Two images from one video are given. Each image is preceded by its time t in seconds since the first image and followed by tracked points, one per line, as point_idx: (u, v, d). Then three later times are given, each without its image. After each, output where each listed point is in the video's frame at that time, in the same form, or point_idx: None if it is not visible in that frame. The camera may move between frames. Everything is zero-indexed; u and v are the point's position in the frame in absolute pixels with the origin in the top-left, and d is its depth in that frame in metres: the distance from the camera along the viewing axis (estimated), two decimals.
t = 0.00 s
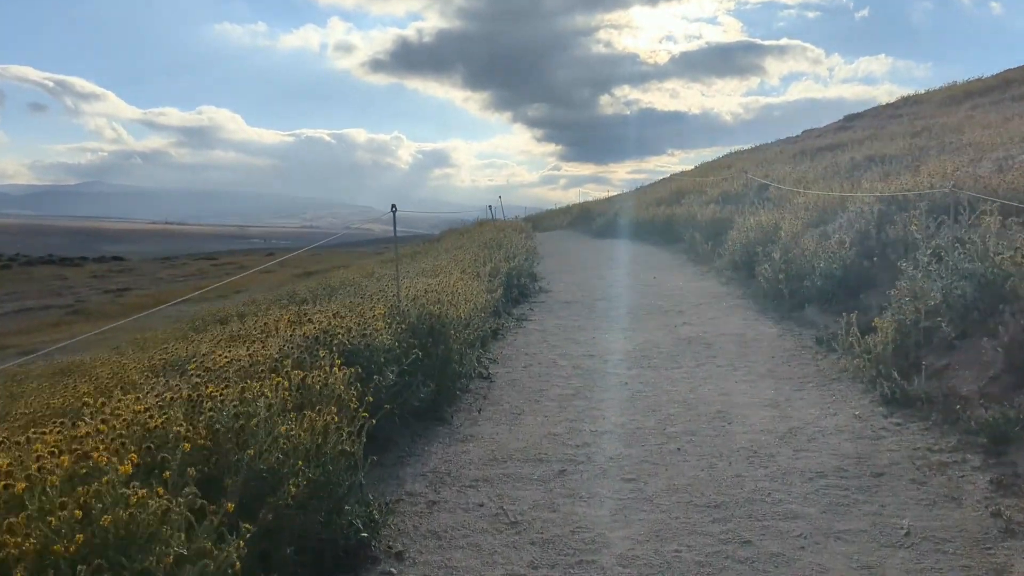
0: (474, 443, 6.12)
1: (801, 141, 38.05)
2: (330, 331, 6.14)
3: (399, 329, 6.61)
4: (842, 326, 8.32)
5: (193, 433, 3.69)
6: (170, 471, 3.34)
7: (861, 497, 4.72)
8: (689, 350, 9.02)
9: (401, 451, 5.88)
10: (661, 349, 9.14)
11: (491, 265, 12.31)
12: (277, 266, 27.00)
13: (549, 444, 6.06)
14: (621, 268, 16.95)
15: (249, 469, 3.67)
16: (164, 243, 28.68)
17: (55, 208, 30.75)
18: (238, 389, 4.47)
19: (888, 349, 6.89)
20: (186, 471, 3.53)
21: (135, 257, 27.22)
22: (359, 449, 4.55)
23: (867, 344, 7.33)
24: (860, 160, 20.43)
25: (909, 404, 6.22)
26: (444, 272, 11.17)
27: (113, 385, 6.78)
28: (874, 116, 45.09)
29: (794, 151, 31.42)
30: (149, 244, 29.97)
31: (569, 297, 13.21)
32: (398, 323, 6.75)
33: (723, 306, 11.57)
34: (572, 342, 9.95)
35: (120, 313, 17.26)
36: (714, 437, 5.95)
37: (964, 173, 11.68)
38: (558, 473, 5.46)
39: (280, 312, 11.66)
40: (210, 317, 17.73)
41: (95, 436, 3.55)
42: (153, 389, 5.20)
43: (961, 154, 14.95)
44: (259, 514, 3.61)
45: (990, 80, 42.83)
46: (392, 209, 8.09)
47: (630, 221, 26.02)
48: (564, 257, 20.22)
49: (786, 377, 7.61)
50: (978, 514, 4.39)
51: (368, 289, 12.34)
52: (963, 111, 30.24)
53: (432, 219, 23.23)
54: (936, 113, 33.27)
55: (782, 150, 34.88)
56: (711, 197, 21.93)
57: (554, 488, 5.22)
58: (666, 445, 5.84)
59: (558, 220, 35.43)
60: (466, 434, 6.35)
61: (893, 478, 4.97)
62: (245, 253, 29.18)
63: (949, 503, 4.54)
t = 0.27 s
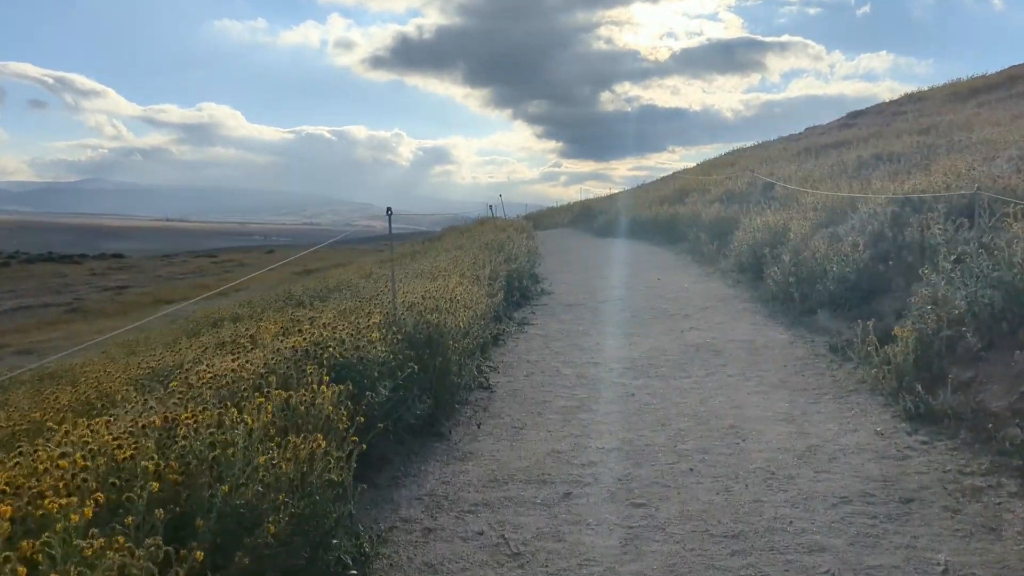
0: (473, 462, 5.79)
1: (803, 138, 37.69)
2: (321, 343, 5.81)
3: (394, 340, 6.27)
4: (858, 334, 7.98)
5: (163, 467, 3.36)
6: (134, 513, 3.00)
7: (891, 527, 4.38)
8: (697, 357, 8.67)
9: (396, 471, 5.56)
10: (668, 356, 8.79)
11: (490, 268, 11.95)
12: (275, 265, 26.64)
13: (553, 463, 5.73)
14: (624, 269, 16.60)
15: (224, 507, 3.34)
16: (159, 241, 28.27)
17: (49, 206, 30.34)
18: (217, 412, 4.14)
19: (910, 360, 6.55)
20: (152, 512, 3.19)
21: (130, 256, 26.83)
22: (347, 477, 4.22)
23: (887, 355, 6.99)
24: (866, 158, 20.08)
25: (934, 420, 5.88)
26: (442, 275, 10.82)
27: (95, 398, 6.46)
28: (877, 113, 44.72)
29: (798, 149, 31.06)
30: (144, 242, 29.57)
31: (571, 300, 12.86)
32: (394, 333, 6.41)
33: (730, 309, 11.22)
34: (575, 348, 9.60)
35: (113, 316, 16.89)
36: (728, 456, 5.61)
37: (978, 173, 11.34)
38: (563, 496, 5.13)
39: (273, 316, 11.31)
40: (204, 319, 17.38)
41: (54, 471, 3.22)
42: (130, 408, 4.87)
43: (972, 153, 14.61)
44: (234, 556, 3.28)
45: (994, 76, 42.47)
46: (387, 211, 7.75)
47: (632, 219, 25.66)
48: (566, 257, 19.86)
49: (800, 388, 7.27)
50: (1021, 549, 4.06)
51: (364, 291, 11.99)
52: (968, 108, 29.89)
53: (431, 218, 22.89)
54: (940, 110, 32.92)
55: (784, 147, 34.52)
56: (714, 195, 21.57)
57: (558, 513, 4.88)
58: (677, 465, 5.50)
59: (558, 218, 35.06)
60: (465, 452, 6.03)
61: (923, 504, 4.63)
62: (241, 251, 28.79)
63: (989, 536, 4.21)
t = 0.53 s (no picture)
0: (469, 475, 5.42)
1: (807, 134, 37.30)
2: (307, 347, 5.43)
3: (386, 344, 5.90)
4: (875, 337, 7.61)
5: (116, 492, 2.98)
6: (76, 551, 2.63)
7: (926, 552, 4.00)
8: (705, 360, 8.29)
9: (386, 485, 5.18)
10: (674, 358, 8.42)
11: (490, 266, 11.58)
12: (271, 262, 26.25)
13: (554, 476, 5.35)
14: (626, 266, 16.22)
15: (183, 537, 2.95)
16: (154, 239, 27.90)
17: (44, 201, 29.93)
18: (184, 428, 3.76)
19: (932, 365, 6.18)
20: (100, 545, 2.82)
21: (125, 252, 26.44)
22: (328, 498, 3.84)
23: (907, 359, 6.62)
24: (874, 153, 19.69)
25: (962, 429, 5.50)
26: (439, 274, 10.45)
27: (68, 403, 6.08)
28: (880, 109, 44.32)
29: (802, 144, 30.66)
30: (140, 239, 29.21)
31: (573, 298, 12.49)
32: (386, 337, 6.04)
33: (737, 308, 10.85)
34: (577, 348, 9.23)
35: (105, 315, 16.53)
36: (742, 468, 5.23)
37: (995, 167, 10.95)
38: (565, 513, 4.76)
39: (265, 315, 10.93)
40: (197, 317, 17.00)
41: None
42: (97, 419, 4.51)
43: (984, 147, 14.22)
44: None
45: (999, 71, 42.06)
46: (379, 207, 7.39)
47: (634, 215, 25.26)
48: (567, 254, 19.48)
49: (815, 393, 6.89)
50: None
51: (360, 290, 11.62)
52: (975, 103, 29.48)
53: (429, 214, 22.50)
54: (947, 105, 32.50)
55: (788, 143, 34.11)
56: (718, 191, 21.18)
57: (560, 532, 4.50)
58: (687, 478, 5.12)
59: (559, 215, 34.66)
60: (460, 462, 5.65)
61: (957, 524, 4.27)
62: (238, 248, 28.41)
63: None
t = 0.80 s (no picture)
0: (464, 503, 5.05)
1: (810, 133, 36.92)
2: (291, 366, 5.06)
3: (376, 361, 5.53)
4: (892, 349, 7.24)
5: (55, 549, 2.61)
6: None
7: None
8: (713, 372, 7.91)
9: (375, 515, 4.81)
10: (680, 370, 8.04)
11: (488, 271, 11.20)
12: (266, 264, 25.86)
13: (555, 505, 4.97)
14: (628, 269, 15.84)
15: None
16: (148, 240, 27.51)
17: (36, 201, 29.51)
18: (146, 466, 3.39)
19: (958, 381, 5.81)
20: None
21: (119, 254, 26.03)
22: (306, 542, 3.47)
23: (929, 374, 6.25)
24: (880, 153, 19.32)
25: (993, 453, 5.14)
26: (435, 280, 10.07)
27: (38, 422, 5.72)
28: (883, 108, 43.94)
29: (805, 144, 30.29)
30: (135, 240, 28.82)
31: (573, 303, 12.11)
32: (376, 353, 5.66)
33: (744, 315, 10.47)
34: (578, 358, 8.85)
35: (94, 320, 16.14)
36: (758, 497, 4.85)
37: (1011, 169, 10.59)
38: (568, 548, 4.38)
39: (255, 323, 10.55)
40: (189, 321, 16.61)
41: None
42: (59, 448, 4.14)
43: (996, 148, 13.83)
44: None
45: (1003, 70, 41.67)
46: (369, 213, 7.05)
47: (635, 216, 24.88)
48: (568, 256, 19.10)
49: (831, 409, 6.51)
50: None
51: (354, 296, 11.26)
52: (981, 102, 29.08)
53: (427, 214, 22.11)
54: (952, 104, 32.13)
55: (791, 142, 33.72)
56: (721, 192, 20.79)
57: (563, 571, 4.13)
58: (699, 509, 4.75)
59: (559, 215, 34.28)
60: (455, 488, 5.28)
61: (999, 566, 3.90)
62: (233, 249, 28.00)
63: None
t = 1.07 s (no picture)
0: (461, 524, 4.67)
1: (812, 130, 36.52)
2: (273, 377, 4.69)
3: (367, 370, 5.16)
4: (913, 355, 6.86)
5: None
6: None
7: None
8: (722, 377, 7.52)
9: (364, 538, 4.44)
10: (688, 375, 7.66)
11: (487, 270, 10.82)
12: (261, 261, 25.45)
13: (560, 526, 4.58)
14: (630, 267, 15.46)
15: None
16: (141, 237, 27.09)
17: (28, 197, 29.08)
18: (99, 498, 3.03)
19: (989, 391, 5.44)
20: None
21: (111, 251, 25.61)
22: None
23: (956, 382, 5.88)
24: (887, 149, 18.93)
25: None
26: (432, 280, 9.70)
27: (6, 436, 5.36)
28: (885, 104, 43.54)
29: (808, 141, 29.91)
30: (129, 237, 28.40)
31: (574, 303, 11.73)
32: (367, 362, 5.29)
33: (753, 316, 10.10)
34: (581, 362, 8.47)
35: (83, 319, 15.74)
36: (780, 519, 4.47)
37: None
38: None
39: (245, 325, 10.18)
40: (180, 321, 16.21)
41: None
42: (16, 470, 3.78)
43: (1009, 144, 13.46)
44: None
45: (1006, 66, 41.28)
46: (360, 210, 6.69)
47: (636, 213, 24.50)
48: (568, 254, 18.72)
49: (851, 419, 6.13)
50: None
51: (348, 296, 10.88)
52: (986, 98, 28.69)
53: (425, 211, 21.71)
54: (956, 100, 31.74)
55: (793, 139, 33.34)
56: (724, 189, 20.40)
57: None
58: (716, 533, 4.36)
59: (558, 212, 33.87)
60: (453, 505, 4.91)
61: None
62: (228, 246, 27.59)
63: None
